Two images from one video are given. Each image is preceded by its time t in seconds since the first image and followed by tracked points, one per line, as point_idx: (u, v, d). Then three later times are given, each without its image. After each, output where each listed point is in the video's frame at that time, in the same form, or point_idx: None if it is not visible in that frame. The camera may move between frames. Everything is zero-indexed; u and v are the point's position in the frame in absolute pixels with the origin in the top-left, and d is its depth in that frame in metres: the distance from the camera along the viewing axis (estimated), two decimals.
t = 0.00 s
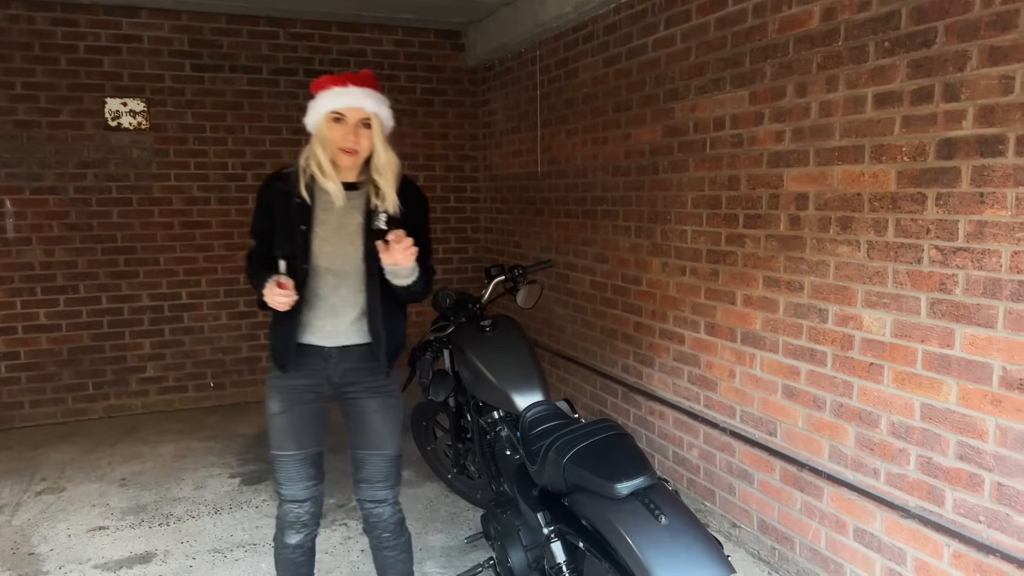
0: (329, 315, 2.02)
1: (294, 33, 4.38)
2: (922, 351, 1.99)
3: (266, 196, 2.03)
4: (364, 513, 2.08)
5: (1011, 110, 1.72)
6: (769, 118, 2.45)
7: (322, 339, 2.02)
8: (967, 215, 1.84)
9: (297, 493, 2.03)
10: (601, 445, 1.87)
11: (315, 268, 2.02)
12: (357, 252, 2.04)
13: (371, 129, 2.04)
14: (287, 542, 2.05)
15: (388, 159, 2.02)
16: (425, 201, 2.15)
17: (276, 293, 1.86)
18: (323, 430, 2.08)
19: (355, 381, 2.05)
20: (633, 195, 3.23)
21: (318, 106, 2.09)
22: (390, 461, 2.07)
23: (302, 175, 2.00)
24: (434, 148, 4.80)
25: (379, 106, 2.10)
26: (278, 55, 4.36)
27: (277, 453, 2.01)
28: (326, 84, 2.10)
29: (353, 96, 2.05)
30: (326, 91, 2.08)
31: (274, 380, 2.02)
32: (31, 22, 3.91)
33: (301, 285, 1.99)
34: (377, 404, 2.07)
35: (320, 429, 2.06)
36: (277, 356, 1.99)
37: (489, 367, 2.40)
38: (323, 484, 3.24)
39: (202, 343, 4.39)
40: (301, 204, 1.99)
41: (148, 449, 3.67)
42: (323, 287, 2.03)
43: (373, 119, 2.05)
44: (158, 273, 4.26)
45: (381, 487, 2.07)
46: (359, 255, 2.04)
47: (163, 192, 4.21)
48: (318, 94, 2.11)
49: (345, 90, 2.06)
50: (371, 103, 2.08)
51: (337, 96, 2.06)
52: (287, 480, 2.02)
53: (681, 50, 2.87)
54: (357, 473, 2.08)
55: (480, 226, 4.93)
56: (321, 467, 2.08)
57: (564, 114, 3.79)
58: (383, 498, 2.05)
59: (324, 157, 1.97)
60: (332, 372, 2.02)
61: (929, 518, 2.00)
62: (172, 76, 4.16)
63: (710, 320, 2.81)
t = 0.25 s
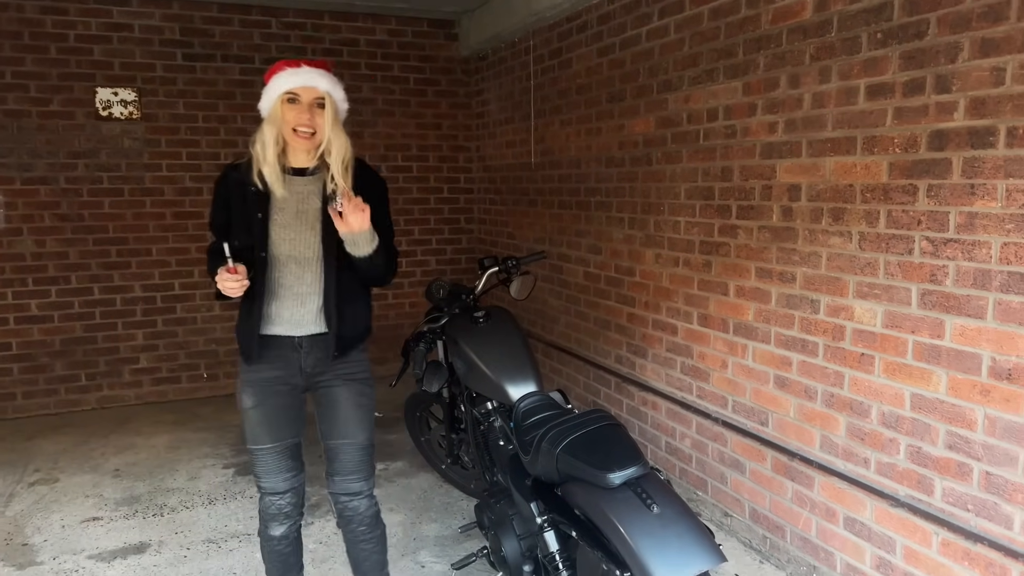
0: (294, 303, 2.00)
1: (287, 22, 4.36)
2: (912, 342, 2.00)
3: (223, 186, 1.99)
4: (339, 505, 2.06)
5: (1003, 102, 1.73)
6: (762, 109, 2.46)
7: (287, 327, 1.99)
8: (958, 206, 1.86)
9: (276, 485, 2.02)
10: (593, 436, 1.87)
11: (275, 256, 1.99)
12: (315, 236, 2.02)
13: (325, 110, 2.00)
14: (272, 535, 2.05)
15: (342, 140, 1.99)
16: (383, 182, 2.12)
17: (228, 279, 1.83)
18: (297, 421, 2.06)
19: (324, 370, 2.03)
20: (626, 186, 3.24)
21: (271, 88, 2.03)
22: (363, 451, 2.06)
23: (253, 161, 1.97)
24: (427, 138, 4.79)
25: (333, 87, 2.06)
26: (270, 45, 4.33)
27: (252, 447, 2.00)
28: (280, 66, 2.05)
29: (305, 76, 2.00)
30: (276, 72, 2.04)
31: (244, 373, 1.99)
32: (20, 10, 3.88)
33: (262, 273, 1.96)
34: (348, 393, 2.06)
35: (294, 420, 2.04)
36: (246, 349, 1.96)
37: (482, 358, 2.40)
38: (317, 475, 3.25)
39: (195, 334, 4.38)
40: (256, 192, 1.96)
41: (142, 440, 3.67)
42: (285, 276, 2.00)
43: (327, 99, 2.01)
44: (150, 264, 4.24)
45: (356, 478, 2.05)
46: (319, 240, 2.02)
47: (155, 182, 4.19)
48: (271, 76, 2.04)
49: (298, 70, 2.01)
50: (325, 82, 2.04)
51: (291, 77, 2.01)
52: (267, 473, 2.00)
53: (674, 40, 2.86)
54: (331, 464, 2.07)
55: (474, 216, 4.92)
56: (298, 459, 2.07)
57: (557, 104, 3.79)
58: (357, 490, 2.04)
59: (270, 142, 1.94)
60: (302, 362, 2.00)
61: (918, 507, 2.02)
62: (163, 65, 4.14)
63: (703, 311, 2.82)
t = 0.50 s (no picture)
0: (291, 301, 1.99)
1: (282, 16, 4.34)
2: (906, 337, 2.01)
3: (217, 185, 1.99)
4: (334, 504, 2.06)
5: (997, 99, 1.74)
6: (758, 104, 2.46)
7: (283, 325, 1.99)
8: (953, 203, 1.86)
9: (272, 483, 2.03)
10: (589, 431, 1.88)
11: (270, 254, 1.99)
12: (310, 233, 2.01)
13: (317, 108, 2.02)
14: (268, 531, 2.06)
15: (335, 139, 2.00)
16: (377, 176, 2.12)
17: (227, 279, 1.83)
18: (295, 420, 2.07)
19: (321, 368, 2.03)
20: (623, 181, 3.24)
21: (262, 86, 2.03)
22: (359, 450, 2.06)
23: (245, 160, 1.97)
24: (424, 133, 4.78)
25: (325, 84, 2.07)
26: (266, 38, 4.32)
27: (250, 444, 2.01)
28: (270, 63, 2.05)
29: (295, 73, 2.02)
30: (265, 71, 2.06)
31: (241, 369, 2.00)
32: (15, 3, 3.86)
33: (257, 272, 1.96)
34: (345, 392, 2.05)
35: (291, 418, 2.04)
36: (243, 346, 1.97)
37: (479, 353, 2.41)
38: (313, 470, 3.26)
39: (192, 328, 4.38)
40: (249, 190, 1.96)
41: (139, 435, 3.68)
42: (280, 274, 2.00)
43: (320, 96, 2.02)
44: (147, 258, 4.24)
45: (351, 478, 2.05)
46: (314, 237, 2.01)
47: (151, 176, 4.18)
48: (261, 74, 2.06)
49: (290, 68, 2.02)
50: (315, 79, 2.05)
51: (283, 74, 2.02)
52: (263, 471, 2.01)
53: (671, 35, 2.86)
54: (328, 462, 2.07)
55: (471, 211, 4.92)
56: (295, 458, 2.07)
57: (554, 99, 3.78)
58: (352, 489, 2.03)
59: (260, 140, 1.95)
60: (299, 361, 2.00)
61: (912, 501, 2.04)
62: (159, 59, 4.12)
63: (699, 306, 2.83)
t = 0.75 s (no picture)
0: (316, 305, 1.98)
1: (279, 12, 4.33)
2: (902, 334, 2.02)
3: (246, 183, 1.98)
4: (352, 508, 2.06)
5: (993, 97, 1.74)
6: (755, 102, 2.47)
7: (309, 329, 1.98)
8: (948, 200, 1.87)
9: (286, 487, 2.02)
10: (586, 428, 1.89)
11: (298, 257, 1.97)
12: (338, 237, 1.99)
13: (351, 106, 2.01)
14: (278, 533, 2.05)
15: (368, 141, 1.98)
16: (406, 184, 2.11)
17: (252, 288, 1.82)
18: (314, 424, 2.06)
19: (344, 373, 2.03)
20: (620, 178, 3.24)
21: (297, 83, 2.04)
22: (381, 456, 2.05)
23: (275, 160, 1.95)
24: (421, 129, 4.78)
25: (359, 81, 2.07)
26: (263, 35, 4.31)
27: (267, 448, 2.00)
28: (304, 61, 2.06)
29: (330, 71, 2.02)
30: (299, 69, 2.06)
31: (262, 372, 2.00)
32: None
33: (283, 274, 1.94)
34: (367, 396, 2.05)
35: (310, 421, 2.04)
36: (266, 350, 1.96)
37: (477, 350, 2.41)
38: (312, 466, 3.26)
39: (189, 325, 4.38)
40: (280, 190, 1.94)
41: (137, 431, 3.68)
42: (306, 277, 1.98)
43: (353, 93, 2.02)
44: (144, 255, 4.24)
45: (370, 483, 2.04)
46: (342, 243, 2.00)
47: (148, 173, 4.17)
48: (296, 72, 2.06)
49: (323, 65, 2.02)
50: (350, 77, 2.05)
51: (317, 70, 2.02)
52: (279, 475, 2.01)
53: (668, 33, 2.86)
54: (347, 466, 2.06)
55: (469, 208, 4.92)
56: (310, 462, 2.07)
57: (552, 95, 3.78)
58: (372, 494, 2.02)
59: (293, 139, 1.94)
60: (321, 364, 2.00)
61: (907, 497, 2.05)
62: (156, 55, 4.11)
63: (696, 303, 2.84)
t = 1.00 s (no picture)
0: (346, 305, 1.96)
1: (276, 10, 4.33)
2: (897, 332, 2.03)
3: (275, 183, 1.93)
4: (364, 507, 2.04)
5: (987, 96, 1.75)
6: (751, 101, 2.47)
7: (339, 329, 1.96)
8: (943, 199, 1.88)
9: (300, 488, 1.99)
10: (583, 426, 1.90)
11: (331, 256, 1.94)
12: (372, 237, 1.98)
13: (387, 101, 1.97)
14: (285, 533, 2.01)
15: (405, 140, 1.98)
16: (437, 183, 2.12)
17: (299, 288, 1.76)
18: (331, 425, 2.03)
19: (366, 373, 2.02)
20: (617, 177, 3.25)
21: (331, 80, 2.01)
22: (398, 457, 2.04)
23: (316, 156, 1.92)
24: (419, 127, 4.78)
25: (393, 74, 2.03)
26: (261, 33, 4.31)
27: (284, 447, 1.97)
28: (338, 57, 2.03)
29: (367, 65, 1.98)
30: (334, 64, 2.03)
31: (282, 370, 1.96)
32: None
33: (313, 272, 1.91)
34: (388, 396, 2.04)
35: (329, 421, 2.02)
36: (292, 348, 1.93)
37: (474, 349, 2.41)
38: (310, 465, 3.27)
39: (186, 323, 4.38)
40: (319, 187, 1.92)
41: (135, 430, 3.68)
42: (334, 276, 1.95)
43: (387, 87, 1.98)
44: (141, 253, 4.23)
45: (385, 483, 2.03)
46: (377, 243, 1.98)
47: (146, 171, 4.17)
48: (330, 69, 2.03)
49: (357, 59, 1.99)
50: (385, 71, 2.01)
51: (350, 65, 1.98)
52: (294, 475, 1.97)
53: (666, 31, 2.87)
54: (362, 466, 2.05)
55: (466, 206, 4.92)
56: (325, 462, 2.04)
57: (549, 94, 3.79)
58: (387, 494, 2.02)
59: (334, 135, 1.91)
60: (344, 364, 1.98)
61: (902, 495, 2.06)
62: (153, 53, 4.11)
63: (692, 302, 2.84)
